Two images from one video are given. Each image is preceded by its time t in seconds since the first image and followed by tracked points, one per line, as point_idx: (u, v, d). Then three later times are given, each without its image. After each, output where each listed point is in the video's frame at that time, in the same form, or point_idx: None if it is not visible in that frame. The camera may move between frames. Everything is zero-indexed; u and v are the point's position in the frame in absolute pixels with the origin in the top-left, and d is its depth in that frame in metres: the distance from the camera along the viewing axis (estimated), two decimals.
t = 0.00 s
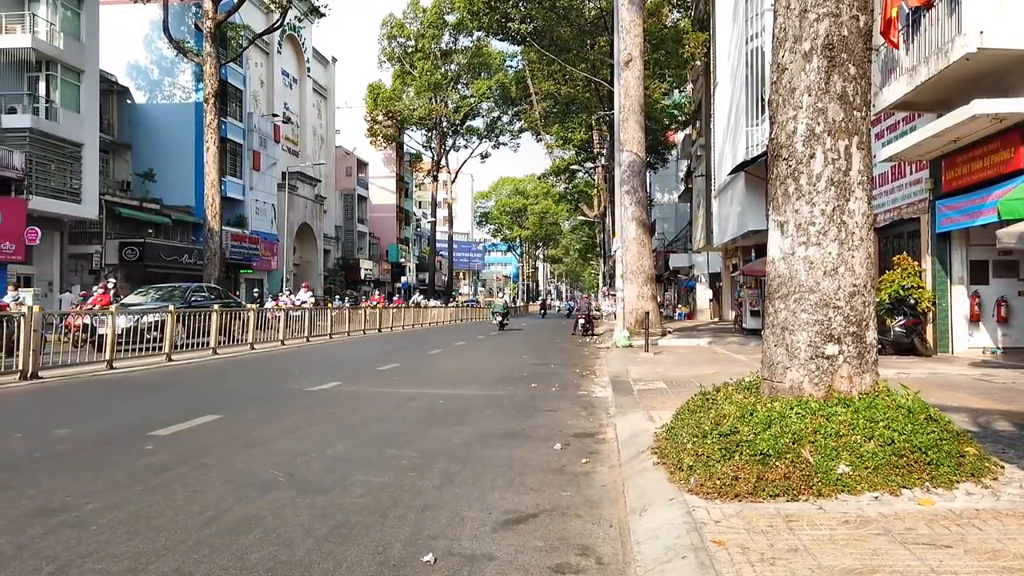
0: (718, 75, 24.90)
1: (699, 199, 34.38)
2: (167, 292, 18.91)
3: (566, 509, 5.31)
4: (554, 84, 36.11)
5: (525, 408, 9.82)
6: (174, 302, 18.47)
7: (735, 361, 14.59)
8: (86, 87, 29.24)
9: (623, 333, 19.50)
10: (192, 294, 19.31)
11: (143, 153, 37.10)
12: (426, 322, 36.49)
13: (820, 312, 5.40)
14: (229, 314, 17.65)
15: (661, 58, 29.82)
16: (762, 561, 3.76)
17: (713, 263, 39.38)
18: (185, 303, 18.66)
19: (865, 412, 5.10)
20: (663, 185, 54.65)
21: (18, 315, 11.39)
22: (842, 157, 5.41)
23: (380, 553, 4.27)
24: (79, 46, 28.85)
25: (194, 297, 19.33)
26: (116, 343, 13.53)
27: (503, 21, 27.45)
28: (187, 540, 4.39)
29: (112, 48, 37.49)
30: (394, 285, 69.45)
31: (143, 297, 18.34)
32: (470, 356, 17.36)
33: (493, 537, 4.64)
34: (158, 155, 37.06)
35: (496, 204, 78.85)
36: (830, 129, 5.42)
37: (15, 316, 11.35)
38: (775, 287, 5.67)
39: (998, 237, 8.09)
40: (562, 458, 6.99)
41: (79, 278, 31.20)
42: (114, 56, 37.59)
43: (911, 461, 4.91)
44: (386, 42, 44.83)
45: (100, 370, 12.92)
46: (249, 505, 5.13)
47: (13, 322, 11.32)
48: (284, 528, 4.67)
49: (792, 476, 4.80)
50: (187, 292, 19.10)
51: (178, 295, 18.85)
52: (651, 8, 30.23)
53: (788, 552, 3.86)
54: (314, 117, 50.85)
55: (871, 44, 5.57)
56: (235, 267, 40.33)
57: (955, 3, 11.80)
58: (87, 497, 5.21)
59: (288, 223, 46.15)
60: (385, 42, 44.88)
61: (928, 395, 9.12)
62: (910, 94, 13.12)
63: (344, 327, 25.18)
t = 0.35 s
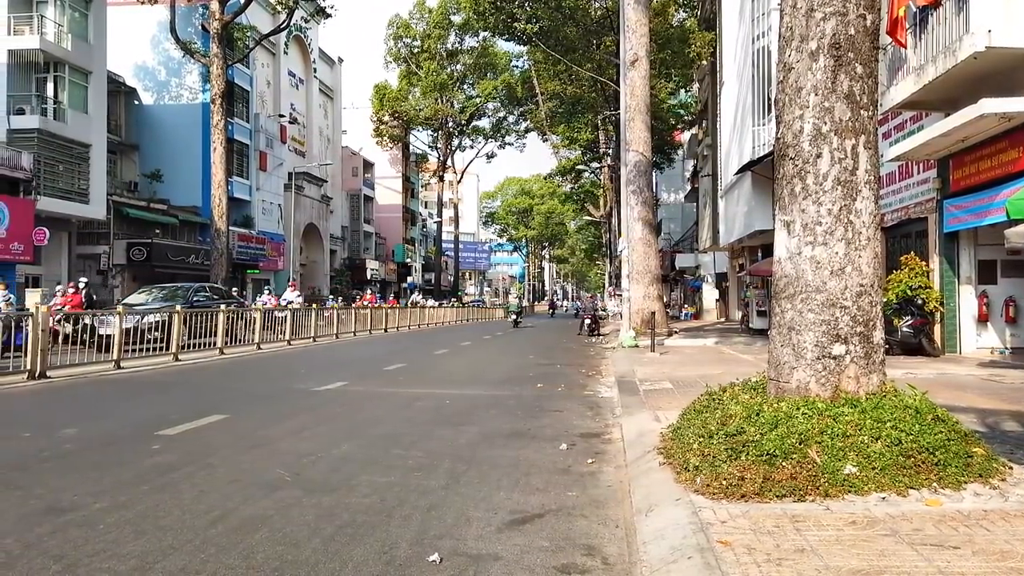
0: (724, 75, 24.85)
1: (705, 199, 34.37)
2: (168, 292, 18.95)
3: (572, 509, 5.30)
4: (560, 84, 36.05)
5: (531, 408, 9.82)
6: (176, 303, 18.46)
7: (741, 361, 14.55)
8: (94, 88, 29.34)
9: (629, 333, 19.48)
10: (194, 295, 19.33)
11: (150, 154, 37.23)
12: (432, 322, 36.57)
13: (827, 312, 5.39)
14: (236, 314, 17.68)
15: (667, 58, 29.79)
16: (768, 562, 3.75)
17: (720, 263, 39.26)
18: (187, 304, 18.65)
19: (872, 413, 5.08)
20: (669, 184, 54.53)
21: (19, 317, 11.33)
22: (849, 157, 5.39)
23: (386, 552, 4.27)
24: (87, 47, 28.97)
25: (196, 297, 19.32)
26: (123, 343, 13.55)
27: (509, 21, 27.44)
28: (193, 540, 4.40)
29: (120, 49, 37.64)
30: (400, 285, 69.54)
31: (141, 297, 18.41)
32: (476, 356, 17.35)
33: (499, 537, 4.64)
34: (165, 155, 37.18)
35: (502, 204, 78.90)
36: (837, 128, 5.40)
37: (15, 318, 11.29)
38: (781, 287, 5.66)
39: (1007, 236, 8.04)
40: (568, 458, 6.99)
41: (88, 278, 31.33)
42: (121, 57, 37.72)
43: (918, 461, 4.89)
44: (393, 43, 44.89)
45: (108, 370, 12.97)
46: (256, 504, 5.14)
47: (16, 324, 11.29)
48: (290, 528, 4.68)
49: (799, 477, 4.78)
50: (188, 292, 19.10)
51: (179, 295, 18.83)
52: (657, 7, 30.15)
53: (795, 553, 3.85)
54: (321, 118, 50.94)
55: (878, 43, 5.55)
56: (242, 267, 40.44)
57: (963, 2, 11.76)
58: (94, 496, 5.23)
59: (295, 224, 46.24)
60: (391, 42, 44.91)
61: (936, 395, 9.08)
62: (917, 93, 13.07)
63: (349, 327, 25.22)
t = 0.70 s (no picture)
0: (731, 74, 24.80)
1: (711, 199, 34.32)
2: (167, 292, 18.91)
3: (578, 508, 5.29)
4: (566, 84, 36.03)
5: (537, 407, 9.82)
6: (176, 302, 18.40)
7: (747, 361, 14.52)
8: (101, 89, 29.44)
9: (636, 333, 19.42)
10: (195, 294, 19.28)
11: (157, 155, 37.36)
12: (438, 322, 36.62)
13: (834, 311, 5.36)
14: (243, 314, 17.71)
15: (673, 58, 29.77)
16: (776, 561, 3.73)
17: (726, 263, 39.22)
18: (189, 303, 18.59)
19: (880, 412, 5.06)
20: (675, 184, 54.48)
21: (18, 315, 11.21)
22: (857, 155, 5.37)
23: (392, 551, 4.27)
24: (95, 48, 29.11)
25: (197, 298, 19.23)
26: (130, 342, 13.59)
27: (515, 20, 27.43)
28: (199, 538, 4.40)
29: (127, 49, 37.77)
30: (406, 285, 69.63)
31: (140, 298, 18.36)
32: (483, 356, 17.36)
33: (505, 536, 4.63)
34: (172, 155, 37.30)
35: (508, 204, 78.95)
36: (845, 126, 5.37)
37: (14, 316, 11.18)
38: (789, 286, 5.63)
39: (1015, 235, 8.00)
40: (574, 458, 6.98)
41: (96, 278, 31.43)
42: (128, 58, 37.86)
43: (926, 461, 4.86)
44: (398, 43, 44.91)
45: (116, 369, 13.01)
46: (263, 503, 5.15)
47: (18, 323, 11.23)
48: (296, 527, 4.67)
49: (806, 476, 4.76)
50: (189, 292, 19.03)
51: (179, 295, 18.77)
52: (663, 6, 30.11)
53: (803, 552, 3.84)
54: (327, 118, 51.04)
55: (886, 41, 5.52)
56: (249, 267, 40.54)
57: None
58: (101, 494, 5.24)
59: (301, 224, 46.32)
60: (397, 43, 44.95)
61: (944, 395, 9.04)
62: (926, 92, 13.00)
63: (356, 327, 25.26)
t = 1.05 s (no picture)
0: (738, 68, 24.69)
1: (718, 194, 34.21)
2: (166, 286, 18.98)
3: (585, 504, 5.29)
4: (573, 78, 35.93)
5: (543, 402, 9.82)
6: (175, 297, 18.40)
7: (754, 356, 14.47)
8: (108, 84, 29.48)
9: (642, 328, 19.38)
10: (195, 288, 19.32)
11: (164, 150, 37.43)
12: (445, 318, 36.68)
13: (843, 306, 5.34)
14: (250, 309, 17.75)
15: (679, 52, 29.69)
16: (785, 557, 3.72)
17: (733, 258, 39.17)
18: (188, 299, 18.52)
19: (889, 407, 5.05)
20: (682, 178, 54.39)
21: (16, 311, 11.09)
22: (866, 149, 5.34)
23: (399, 545, 4.28)
24: (102, 43, 29.12)
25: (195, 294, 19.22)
26: (137, 336, 13.63)
27: (521, 15, 27.33)
28: (208, 532, 4.42)
29: (133, 45, 37.81)
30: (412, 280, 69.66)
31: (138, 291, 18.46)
32: (489, 351, 17.37)
33: (513, 531, 4.63)
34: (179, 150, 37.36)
35: (514, 199, 78.91)
36: (854, 120, 5.34)
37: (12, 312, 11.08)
38: (798, 280, 5.61)
39: None
40: (581, 452, 6.98)
41: (104, 273, 31.73)
42: (135, 53, 37.91)
43: (936, 457, 4.83)
44: (404, 37, 44.84)
45: (124, 363, 13.06)
46: (271, 497, 5.17)
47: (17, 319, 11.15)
48: (304, 520, 4.68)
49: (815, 472, 4.74)
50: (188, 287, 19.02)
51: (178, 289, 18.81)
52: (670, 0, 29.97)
53: (812, 548, 3.82)
54: (333, 113, 51.04)
55: (896, 34, 5.48)
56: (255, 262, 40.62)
57: None
58: (111, 488, 5.27)
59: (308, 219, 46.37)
60: (403, 37, 44.87)
61: (953, 390, 9.01)
62: (935, 86, 12.92)
63: (362, 322, 25.27)
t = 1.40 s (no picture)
0: (745, 62, 24.61)
1: (725, 189, 34.14)
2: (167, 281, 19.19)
3: (593, 498, 5.29)
4: (579, 73, 35.93)
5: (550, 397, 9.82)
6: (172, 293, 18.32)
7: (761, 351, 14.44)
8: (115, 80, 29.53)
9: (649, 323, 19.35)
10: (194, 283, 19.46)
11: (171, 145, 37.51)
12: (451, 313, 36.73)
13: (852, 301, 5.32)
14: (257, 304, 17.81)
15: (686, 46, 29.64)
16: (793, 553, 3.72)
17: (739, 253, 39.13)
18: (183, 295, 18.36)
19: (898, 403, 5.03)
20: (688, 173, 54.29)
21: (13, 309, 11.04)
22: (875, 144, 5.32)
23: (408, 540, 4.28)
24: (108, 39, 29.16)
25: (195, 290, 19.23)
26: (145, 331, 13.65)
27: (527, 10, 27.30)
28: (217, 526, 4.43)
29: (140, 40, 37.87)
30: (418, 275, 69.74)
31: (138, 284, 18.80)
32: (496, 346, 17.38)
33: (520, 525, 4.63)
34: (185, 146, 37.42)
35: (520, 194, 78.92)
36: (863, 114, 5.32)
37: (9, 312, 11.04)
38: (806, 276, 5.60)
39: None
40: (588, 447, 6.98)
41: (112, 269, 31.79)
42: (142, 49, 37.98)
43: (945, 453, 4.82)
44: (410, 32, 44.79)
45: (132, 358, 13.11)
46: (280, 491, 5.19)
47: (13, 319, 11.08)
48: (313, 515, 4.70)
49: (823, 467, 4.73)
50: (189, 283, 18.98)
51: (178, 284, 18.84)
52: None
53: (821, 543, 3.82)
54: (339, 108, 51.03)
55: (906, 28, 5.45)
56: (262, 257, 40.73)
57: None
58: (120, 483, 5.29)
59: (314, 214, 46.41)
60: (409, 32, 44.83)
61: (961, 386, 8.98)
62: (943, 80, 12.85)
63: (368, 316, 25.31)
